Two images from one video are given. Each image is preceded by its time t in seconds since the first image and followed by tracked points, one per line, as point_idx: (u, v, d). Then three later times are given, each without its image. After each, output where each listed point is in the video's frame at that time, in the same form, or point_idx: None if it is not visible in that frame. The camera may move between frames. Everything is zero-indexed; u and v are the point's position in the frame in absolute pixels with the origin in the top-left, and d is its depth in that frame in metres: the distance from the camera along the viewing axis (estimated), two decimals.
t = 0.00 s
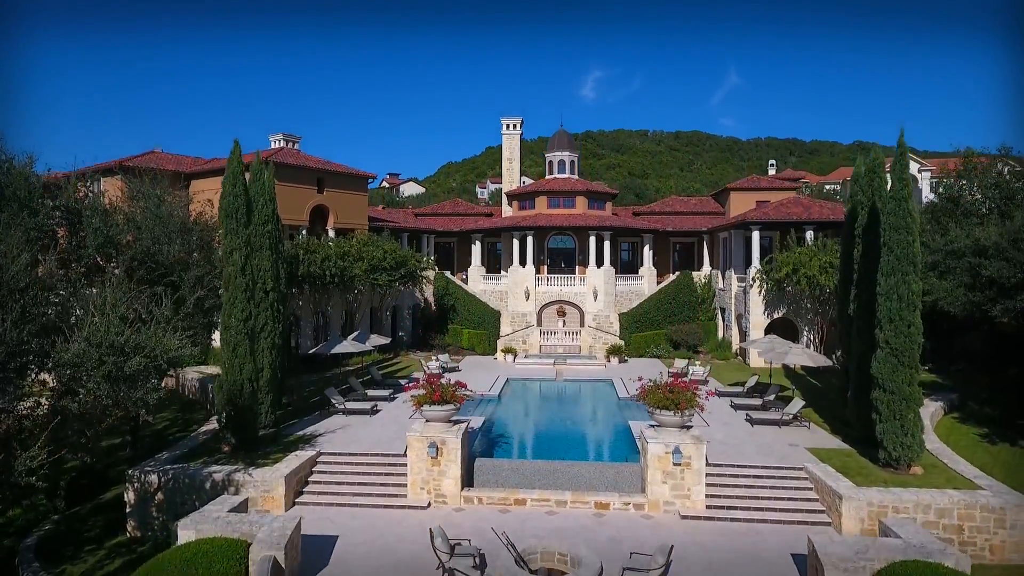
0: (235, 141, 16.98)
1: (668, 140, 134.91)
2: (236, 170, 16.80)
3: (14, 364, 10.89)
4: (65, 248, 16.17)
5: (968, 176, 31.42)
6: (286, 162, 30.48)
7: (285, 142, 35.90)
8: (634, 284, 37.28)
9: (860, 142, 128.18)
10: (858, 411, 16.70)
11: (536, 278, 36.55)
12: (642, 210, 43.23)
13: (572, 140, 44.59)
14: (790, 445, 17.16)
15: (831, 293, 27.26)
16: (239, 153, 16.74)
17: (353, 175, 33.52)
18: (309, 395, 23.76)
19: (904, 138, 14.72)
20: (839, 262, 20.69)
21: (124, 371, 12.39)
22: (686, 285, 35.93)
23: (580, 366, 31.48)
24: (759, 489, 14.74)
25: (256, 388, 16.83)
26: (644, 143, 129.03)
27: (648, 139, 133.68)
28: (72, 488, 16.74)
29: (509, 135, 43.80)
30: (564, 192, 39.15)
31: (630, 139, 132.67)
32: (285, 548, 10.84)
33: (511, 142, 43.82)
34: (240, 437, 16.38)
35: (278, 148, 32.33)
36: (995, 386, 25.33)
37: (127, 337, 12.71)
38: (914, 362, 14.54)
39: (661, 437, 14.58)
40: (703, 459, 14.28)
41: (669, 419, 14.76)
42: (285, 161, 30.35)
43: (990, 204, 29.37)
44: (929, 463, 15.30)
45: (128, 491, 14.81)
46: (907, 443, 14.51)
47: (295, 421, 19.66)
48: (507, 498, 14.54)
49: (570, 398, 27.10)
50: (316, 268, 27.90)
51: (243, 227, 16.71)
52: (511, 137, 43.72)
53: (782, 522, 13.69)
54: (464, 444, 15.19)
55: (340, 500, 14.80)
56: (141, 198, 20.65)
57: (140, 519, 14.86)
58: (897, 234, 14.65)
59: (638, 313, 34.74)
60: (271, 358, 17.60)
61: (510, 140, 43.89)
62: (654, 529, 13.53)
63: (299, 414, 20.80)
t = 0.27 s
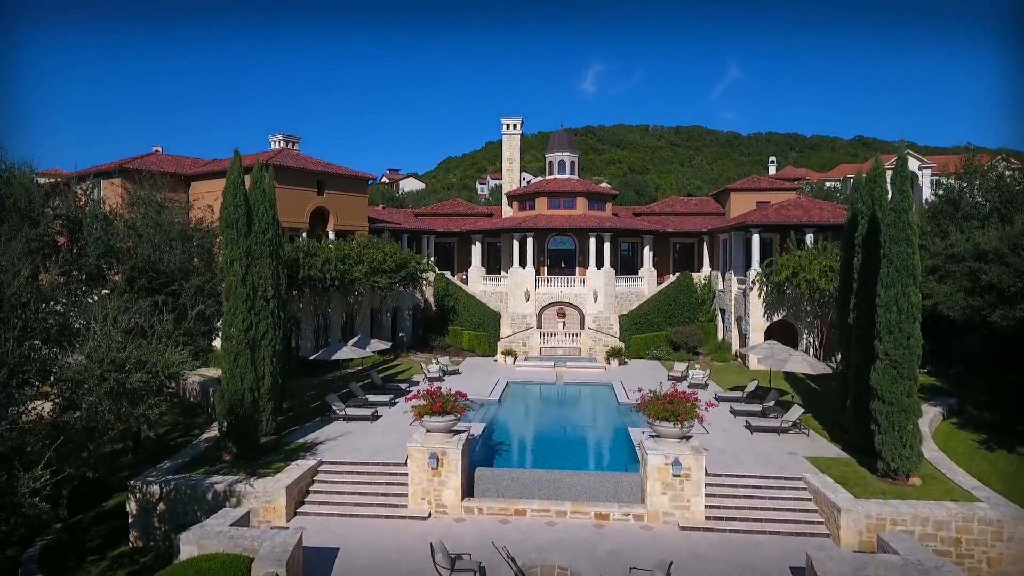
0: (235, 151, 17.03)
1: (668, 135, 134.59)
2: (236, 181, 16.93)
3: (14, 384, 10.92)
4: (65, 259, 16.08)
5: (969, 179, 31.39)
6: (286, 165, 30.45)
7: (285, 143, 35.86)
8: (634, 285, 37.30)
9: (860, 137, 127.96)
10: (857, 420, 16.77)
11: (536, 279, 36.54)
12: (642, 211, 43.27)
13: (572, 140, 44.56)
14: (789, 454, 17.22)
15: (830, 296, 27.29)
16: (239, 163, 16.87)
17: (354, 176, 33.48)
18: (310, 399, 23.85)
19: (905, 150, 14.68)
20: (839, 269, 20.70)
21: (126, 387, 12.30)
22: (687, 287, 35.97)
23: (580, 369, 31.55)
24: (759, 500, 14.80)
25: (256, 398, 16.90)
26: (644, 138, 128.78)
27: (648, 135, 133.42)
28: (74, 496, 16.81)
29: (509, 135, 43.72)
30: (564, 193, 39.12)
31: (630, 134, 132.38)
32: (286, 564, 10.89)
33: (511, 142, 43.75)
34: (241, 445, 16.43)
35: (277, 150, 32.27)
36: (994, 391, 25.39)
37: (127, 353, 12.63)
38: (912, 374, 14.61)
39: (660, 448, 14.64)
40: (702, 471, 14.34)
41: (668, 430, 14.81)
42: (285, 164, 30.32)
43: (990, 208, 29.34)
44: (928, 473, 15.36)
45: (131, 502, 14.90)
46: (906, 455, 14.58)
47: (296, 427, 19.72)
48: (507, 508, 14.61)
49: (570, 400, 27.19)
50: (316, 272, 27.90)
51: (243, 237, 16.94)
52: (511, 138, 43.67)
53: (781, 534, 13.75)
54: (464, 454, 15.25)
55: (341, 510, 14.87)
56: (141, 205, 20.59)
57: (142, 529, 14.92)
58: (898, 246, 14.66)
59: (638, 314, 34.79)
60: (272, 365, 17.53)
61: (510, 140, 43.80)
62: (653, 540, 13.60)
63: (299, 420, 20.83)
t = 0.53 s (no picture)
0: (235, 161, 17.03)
1: (668, 130, 134.30)
2: (236, 192, 16.93)
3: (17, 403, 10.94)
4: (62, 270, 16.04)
5: (970, 181, 31.32)
6: (286, 167, 30.40)
7: (286, 144, 35.83)
8: (633, 287, 37.38)
9: (860, 132, 127.71)
10: (856, 430, 16.84)
11: (536, 281, 36.52)
12: (643, 211, 43.34)
13: (573, 141, 44.58)
14: (787, 462, 17.30)
15: (829, 301, 27.34)
16: (239, 174, 16.86)
17: (354, 178, 33.42)
18: (311, 404, 23.95)
19: (905, 162, 14.68)
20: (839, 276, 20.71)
21: (127, 405, 12.31)
22: (687, 288, 36.05)
23: (580, 371, 31.64)
24: (757, 511, 14.88)
25: (257, 408, 16.95)
26: (644, 133, 128.46)
27: (648, 130, 133.15)
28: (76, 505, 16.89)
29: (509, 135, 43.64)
30: (563, 194, 39.09)
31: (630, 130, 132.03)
32: None
33: (511, 142, 43.68)
34: (242, 455, 16.49)
35: (277, 152, 32.19)
36: (992, 395, 25.46)
37: (128, 369, 12.66)
38: (911, 386, 14.69)
39: (660, 460, 14.71)
40: (701, 483, 14.42)
41: (667, 442, 14.88)
42: (285, 166, 30.27)
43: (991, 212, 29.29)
44: (925, 484, 15.44)
45: (131, 513, 14.92)
46: (904, 467, 14.66)
47: (297, 435, 19.80)
48: (507, 520, 14.69)
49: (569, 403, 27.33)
50: (316, 275, 27.94)
51: (243, 248, 16.91)
52: (512, 138, 43.63)
53: (779, 547, 13.82)
54: (464, 465, 15.32)
55: (342, 521, 14.96)
56: (142, 213, 20.62)
57: (144, 540, 14.96)
58: (897, 258, 14.70)
59: (637, 316, 34.83)
60: (272, 375, 17.60)
61: (510, 140, 43.69)
62: (651, 552, 13.70)
63: (300, 427, 20.92)
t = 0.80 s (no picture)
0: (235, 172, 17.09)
1: (668, 125, 134.03)
2: (236, 203, 16.99)
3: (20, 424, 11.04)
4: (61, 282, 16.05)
5: (970, 184, 31.28)
6: (286, 171, 30.38)
7: (285, 146, 35.83)
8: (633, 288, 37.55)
9: (861, 127, 127.32)
10: (854, 439, 16.92)
11: (536, 283, 36.31)
12: (643, 211, 43.41)
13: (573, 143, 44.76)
14: (785, 471, 17.39)
15: (828, 305, 27.37)
16: (239, 185, 16.91)
17: (354, 181, 33.39)
18: (312, 408, 24.12)
19: (904, 174, 14.70)
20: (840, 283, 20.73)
21: (129, 422, 12.39)
22: (687, 290, 36.15)
23: (580, 374, 31.76)
24: (756, 522, 14.97)
25: (258, 418, 17.05)
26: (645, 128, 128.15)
27: (648, 124, 132.89)
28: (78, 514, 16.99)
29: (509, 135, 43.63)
30: (563, 196, 39.09)
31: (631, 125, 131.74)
32: None
33: (511, 143, 43.66)
34: (243, 465, 16.58)
35: (278, 154, 32.16)
36: (990, 400, 25.55)
37: (130, 385, 12.74)
38: (909, 398, 14.76)
39: (659, 472, 14.79)
40: (700, 495, 14.50)
41: (666, 454, 15.06)
42: (285, 169, 30.23)
43: (991, 215, 29.25)
44: (922, 495, 15.54)
45: (134, 524, 15.00)
46: (901, 478, 14.76)
47: (298, 442, 19.92)
48: (506, 530, 14.78)
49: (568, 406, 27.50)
50: (316, 279, 28.01)
51: (244, 259, 16.99)
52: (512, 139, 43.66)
53: (778, 559, 13.91)
54: (464, 476, 15.39)
55: (343, 532, 15.07)
56: (142, 221, 20.65)
57: (146, 550, 15.01)
58: (896, 271, 14.75)
59: (637, 317, 34.90)
60: (273, 384, 17.69)
61: (510, 141, 43.63)
62: (649, 563, 13.81)
63: (301, 433, 21.03)
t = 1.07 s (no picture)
0: (233, 182, 17.06)
1: (669, 120, 133.66)
2: (235, 213, 16.98)
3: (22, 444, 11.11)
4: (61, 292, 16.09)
5: (970, 186, 31.22)
6: (285, 173, 30.33)
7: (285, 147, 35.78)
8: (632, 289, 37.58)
9: (862, 123, 126.96)
10: (852, 448, 16.99)
11: (536, 284, 36.05)
12: (643, 211, 43.42)
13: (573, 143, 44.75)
14: (783, 480, 17.46)
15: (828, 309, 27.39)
16: (237, 195, 16.90)
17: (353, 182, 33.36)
18: (312, 413, 24.23)
19: (903, 186, 14.68)
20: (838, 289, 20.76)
21: (130, 438, 12.46)
22: (686, 292, 36.24)
23: (579, 377, 31.84)
24: (753, 532, 15.04)
25: (258, 427, 17.12)
26: (645, 123, 127.79)
27: (648, 120, 132.53)
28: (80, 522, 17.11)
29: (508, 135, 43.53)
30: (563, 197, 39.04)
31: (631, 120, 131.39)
32: None
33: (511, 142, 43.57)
34: (243, 474, 16.64)
35: (277, 156, 32.10)
36: (988, 404, 25.63)
37: (129, 401, 12.78)
38: (906, 409, 14.83)
39: (656, 483, 14.86)
40: (698, 506, 14.57)
41: (665, 465, 15.06)
42: (285, 172, 30.18)
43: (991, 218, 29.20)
44: (919, 506, 15.61)
45: (134, 533, 15.08)
46: (898, 489, 14.83)
47: (297, 448, 20.02)
48: (505, 540, 14.86)
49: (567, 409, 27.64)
50: (316, 283, 28.05)
51: (243, 269, 16.99)
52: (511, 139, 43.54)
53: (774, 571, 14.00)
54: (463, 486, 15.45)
55: (343, 542, 15.16)
56: (142, 227, 20.66)
57: (148, 560, 15.10)
58: (894, 283, 14.76)
59: (636, 319, 34.96)
60: (272, 392, 17.76)
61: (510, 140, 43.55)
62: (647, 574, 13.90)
63: (301, 439, 21.13)
